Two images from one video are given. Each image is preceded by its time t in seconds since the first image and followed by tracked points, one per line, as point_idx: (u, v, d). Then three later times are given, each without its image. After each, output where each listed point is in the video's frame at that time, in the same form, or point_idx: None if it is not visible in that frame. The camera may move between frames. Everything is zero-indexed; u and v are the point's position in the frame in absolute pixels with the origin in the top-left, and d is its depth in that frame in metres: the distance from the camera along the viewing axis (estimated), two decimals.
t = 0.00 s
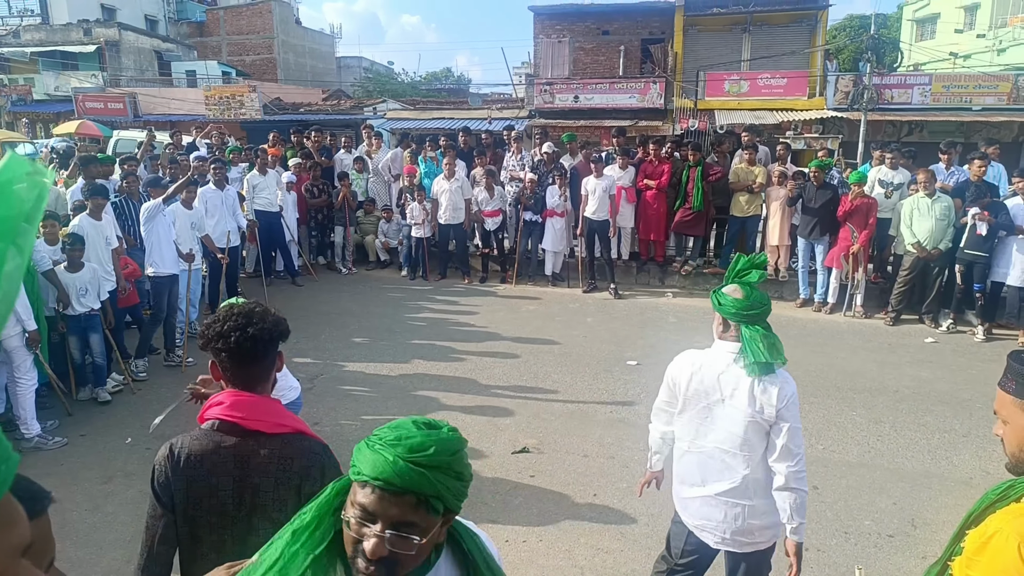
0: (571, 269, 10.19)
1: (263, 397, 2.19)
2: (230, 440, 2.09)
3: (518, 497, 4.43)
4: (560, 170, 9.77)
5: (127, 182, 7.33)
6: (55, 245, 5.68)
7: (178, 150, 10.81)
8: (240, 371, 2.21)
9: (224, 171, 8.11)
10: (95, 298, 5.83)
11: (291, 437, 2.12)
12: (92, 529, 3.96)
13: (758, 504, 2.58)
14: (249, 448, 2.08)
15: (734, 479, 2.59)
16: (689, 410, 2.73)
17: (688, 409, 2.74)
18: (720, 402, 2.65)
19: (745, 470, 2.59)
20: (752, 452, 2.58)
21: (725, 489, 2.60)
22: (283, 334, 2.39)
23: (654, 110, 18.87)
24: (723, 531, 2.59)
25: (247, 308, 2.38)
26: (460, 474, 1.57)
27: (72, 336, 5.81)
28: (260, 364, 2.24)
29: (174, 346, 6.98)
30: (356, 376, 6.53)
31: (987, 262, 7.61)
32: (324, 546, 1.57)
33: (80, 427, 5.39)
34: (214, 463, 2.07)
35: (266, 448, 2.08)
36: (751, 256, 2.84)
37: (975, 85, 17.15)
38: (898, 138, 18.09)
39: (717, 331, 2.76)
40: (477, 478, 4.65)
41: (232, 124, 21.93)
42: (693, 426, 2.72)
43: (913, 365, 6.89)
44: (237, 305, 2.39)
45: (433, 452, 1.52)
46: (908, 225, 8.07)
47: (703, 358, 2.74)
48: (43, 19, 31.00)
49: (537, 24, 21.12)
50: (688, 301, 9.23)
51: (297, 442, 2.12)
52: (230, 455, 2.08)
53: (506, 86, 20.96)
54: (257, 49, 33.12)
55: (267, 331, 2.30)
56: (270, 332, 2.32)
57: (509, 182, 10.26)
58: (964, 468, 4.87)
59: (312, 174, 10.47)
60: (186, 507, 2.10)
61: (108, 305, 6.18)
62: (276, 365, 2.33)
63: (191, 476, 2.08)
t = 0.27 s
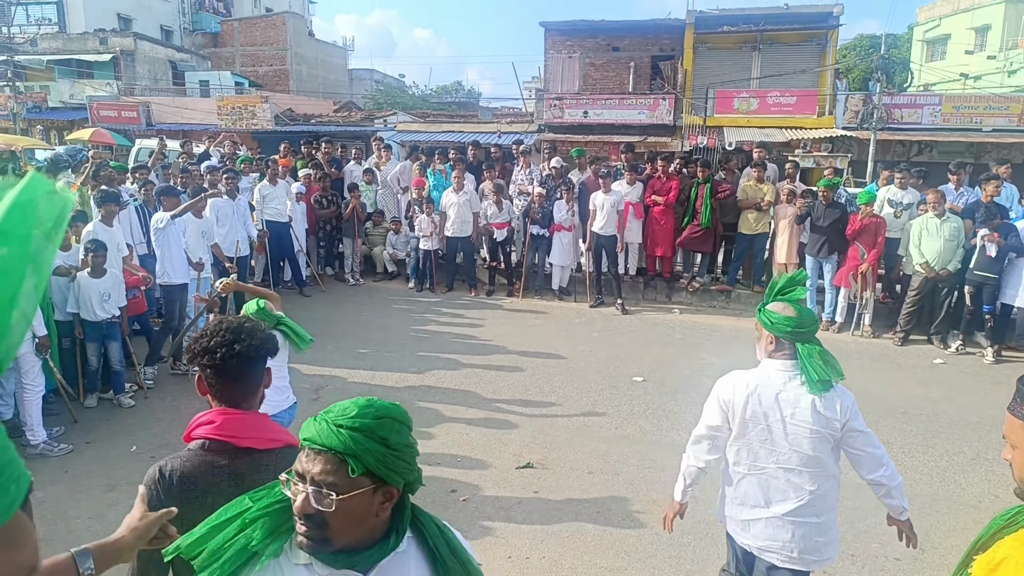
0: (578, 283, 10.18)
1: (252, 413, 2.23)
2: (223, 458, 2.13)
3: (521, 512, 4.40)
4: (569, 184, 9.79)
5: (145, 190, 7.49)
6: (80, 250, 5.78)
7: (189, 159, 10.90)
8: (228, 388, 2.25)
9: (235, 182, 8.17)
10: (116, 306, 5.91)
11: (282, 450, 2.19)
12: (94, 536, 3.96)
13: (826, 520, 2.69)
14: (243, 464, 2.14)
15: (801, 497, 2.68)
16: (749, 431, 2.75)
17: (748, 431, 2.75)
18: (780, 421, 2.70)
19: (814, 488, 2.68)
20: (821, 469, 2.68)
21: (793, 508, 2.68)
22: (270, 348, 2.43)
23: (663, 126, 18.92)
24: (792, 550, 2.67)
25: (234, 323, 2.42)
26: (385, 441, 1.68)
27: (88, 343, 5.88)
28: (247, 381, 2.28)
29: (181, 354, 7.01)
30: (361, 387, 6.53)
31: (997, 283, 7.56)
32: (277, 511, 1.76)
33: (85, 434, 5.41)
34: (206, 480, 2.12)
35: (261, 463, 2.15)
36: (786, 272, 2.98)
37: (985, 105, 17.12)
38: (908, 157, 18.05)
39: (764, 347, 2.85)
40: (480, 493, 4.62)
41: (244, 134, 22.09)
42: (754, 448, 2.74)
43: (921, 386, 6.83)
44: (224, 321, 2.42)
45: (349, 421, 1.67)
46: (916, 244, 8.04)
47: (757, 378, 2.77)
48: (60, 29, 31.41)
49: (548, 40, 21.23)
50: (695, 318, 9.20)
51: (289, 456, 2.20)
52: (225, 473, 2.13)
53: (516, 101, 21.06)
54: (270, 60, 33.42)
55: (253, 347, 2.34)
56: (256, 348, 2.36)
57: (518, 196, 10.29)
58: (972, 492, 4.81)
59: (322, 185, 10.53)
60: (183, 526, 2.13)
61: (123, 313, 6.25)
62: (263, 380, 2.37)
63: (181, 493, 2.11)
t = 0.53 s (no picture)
0: (583, 289, 10.17)
1: (219, 421, 2.24)
2: (190, 468, 2.15)
3: (523, 518, 4.39)
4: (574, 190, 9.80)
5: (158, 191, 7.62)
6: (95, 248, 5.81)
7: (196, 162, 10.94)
8: (194, 396, 2.23)
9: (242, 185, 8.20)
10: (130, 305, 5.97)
11: (250, 457, 2.23)
12: (93, 538, 3.95)
13: (852, 535, 2.66)
14: (211, 473, 2.17)
15: (824, 508, 2.67)
16: (774, 442, 2.77)
17: (777, 440, 2.76)
18: (805, 432, 2.70)
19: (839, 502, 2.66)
20: (849, 484, 2.65)
21: (816, 520, 2.68)
22: (238, 353, 2.42)
23: (669, 133, 18.92)
24: (811, 562, 2.69)
25: (200, 330, 2.40)
26: (361, 420, 1.74)
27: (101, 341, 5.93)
28: (214, 388, 2.26)
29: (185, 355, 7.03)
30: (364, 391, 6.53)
31: (1003, 293, 7.54)
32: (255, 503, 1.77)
33: (89, 434, 5.42)
34: (172, 489, 2.13)
35: (229, 471, 2.19)
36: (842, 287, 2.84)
37: (993, 115, 17.11)
38: (915, 166, 18.04)
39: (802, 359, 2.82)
40: (482, 498, 4.61)
41: (250, 137, 22.16)
42: (777, 458, 2.76)
43: (926, 396, 6.80)
44: (191, 327, 2.40)
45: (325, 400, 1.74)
46: (922, 254, 8.04)
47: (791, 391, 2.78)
48: (69, 30, 31.57)
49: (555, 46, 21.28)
50: (699, 325, 9.19)
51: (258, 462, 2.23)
52: (191, 483, 2.15)
53: (522, 106, 21.10)
54: (278, 63, 33.56)
55: (219, 353, 2.33)
56: (223, 354, 2.34)
57: (523, 201, 10.30)
58: (977, 503, 4.79)
59: (328, 188, 10.56)
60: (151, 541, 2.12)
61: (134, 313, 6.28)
62: (232, 386, 2.36)
63: (148, 505, 2.10)
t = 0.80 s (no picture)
0: (585, 287, 10.14)
1: (182, 423, 2.17)
2: (156, 472, 2.08)
3: (525, 516, 4.36)
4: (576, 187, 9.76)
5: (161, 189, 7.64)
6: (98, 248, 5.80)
7: (197, 159, 10.91)
8: (151, 401, 2.22)
9: (243, 182, 8.17)
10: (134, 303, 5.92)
11: (217, 459, 2.16)
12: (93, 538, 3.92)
13: (868, 531, 2.79)
14: (179, 476, 2.09)
15: (839, 503, 2.84)
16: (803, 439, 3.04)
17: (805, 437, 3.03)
18: (827, 429, 2.90)
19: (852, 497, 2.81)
20: (863, 482, 2.78)
21: (831, 512, 2.87)
22: (198, 354, 2.38)
23: (672, 130, 18.85)
24: (830, 556, 2.88)
25: (156, 334, 2.36)
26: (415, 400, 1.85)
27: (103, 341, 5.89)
28: (172, 391, 2.24)
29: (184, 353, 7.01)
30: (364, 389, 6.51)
31: (1007, 291, 7.50)
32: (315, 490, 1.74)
33: (90, 432, 5.39)
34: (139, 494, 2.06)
35: (196, 474, 2.11)
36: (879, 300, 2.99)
37: (996, 111, 17.04)
38: (918, 163, 17.98)
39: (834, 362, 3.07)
40: (484, 496, 4.59)
41: (251, 134, 22.12)
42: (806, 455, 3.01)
43: (930, 394, 6.77)
44: (148, 331, 2.37)
45: (364, 384, 1.74)
46: (926, 251, 8.00)
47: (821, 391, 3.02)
48: (70, 28, 31.51)
49: (557, 42, 21.20)
50: (702, 323, 9.16)
51: (223, 464, 2.16)
52: (157, 487, 2.08)
53: (524, 103, 21.05)
54: (279, 60, 33.52)
55: (175, 355, 2.29)
56: (180, 356, 2.30)
57: (525, 198, 10.26)
58: (982, 501, 4.76)
59: (329, 186, 10.53)
60: (118, 545, 2.06)
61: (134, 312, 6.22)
62: (193, 387, 2.33)
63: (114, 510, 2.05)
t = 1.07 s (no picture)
0: (595, 283, 10.14)
1: (178, 419, 2.08)
2: (144, 464, 2.00)
3: (537, 513, 4.37)
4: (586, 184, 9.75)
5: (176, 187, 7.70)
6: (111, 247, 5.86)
7: (208, 157, 10.98)
8: (151, 396, 2.13)
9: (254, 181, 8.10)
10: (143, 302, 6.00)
11: (206, 458, 2.04)
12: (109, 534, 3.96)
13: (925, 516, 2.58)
14: (164, 470, 2.00)
15: (896, 487, 2.65)
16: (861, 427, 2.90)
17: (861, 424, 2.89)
18: (877, 412, 2.74)
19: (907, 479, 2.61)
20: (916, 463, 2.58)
21: (889, 496, 2.67)
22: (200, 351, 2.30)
23: (681, 125, 18.77)
24: (882, 535, 2.72)
25: (154, 327, 2.26)
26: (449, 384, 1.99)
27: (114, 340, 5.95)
28: (170, 387, 2.16)
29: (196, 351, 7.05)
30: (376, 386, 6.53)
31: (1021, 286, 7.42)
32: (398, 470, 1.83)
33: (105, 429, 5.45)
34: (128, 484, 1.98)
35: (183, 470, 2.00)
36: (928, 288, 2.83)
37: (1010, 105, 16.86)
38: (930, 157, 17.83)
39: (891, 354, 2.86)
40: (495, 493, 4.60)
41: (262, 132, 22.23)
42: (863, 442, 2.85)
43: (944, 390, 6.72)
44: (147, 323, 2.28)
45: (406, 363, 1.82)
46: (939, 246, 7.92)
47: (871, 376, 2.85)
48: (81, 27, 31.71)
49: (565, 38, 21.15)
50: (712, 319, 9.13)
51: (212, 462, 2.03)
52: (146, 480, 1.99)
53: (533, 100, 21.03)
54: (288, 58, 33.62)
55: (175, 350, 2.20)
56: (180, 350, 2.21)
57: (534, 195, 10.25)
58: (997, 497, 4.72)
59: (339, 183, 10.56)
60: (105, 536, 1.99)
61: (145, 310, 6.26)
62: (190, 382, 2.25)
63: (104, 499, 1.98)
